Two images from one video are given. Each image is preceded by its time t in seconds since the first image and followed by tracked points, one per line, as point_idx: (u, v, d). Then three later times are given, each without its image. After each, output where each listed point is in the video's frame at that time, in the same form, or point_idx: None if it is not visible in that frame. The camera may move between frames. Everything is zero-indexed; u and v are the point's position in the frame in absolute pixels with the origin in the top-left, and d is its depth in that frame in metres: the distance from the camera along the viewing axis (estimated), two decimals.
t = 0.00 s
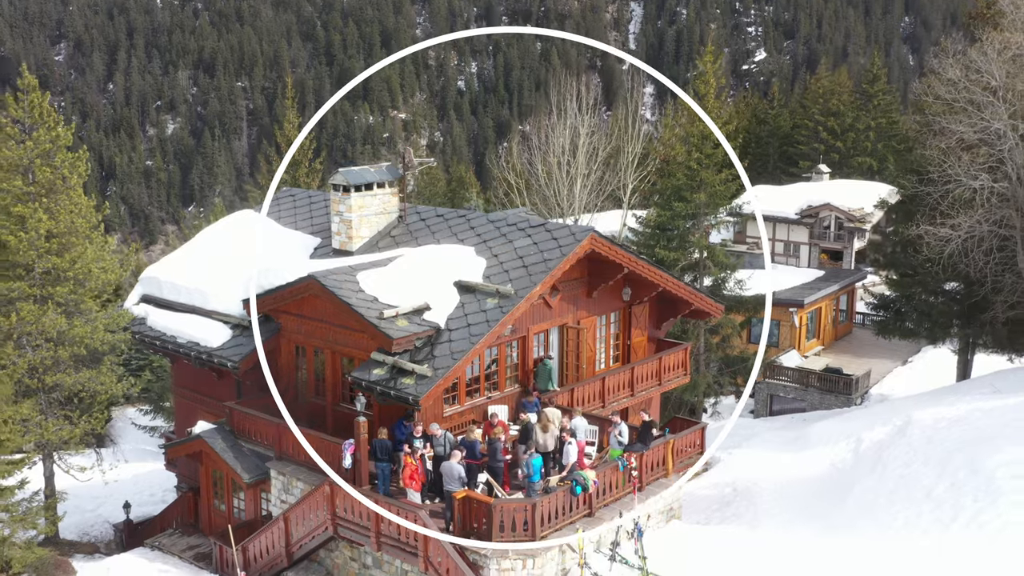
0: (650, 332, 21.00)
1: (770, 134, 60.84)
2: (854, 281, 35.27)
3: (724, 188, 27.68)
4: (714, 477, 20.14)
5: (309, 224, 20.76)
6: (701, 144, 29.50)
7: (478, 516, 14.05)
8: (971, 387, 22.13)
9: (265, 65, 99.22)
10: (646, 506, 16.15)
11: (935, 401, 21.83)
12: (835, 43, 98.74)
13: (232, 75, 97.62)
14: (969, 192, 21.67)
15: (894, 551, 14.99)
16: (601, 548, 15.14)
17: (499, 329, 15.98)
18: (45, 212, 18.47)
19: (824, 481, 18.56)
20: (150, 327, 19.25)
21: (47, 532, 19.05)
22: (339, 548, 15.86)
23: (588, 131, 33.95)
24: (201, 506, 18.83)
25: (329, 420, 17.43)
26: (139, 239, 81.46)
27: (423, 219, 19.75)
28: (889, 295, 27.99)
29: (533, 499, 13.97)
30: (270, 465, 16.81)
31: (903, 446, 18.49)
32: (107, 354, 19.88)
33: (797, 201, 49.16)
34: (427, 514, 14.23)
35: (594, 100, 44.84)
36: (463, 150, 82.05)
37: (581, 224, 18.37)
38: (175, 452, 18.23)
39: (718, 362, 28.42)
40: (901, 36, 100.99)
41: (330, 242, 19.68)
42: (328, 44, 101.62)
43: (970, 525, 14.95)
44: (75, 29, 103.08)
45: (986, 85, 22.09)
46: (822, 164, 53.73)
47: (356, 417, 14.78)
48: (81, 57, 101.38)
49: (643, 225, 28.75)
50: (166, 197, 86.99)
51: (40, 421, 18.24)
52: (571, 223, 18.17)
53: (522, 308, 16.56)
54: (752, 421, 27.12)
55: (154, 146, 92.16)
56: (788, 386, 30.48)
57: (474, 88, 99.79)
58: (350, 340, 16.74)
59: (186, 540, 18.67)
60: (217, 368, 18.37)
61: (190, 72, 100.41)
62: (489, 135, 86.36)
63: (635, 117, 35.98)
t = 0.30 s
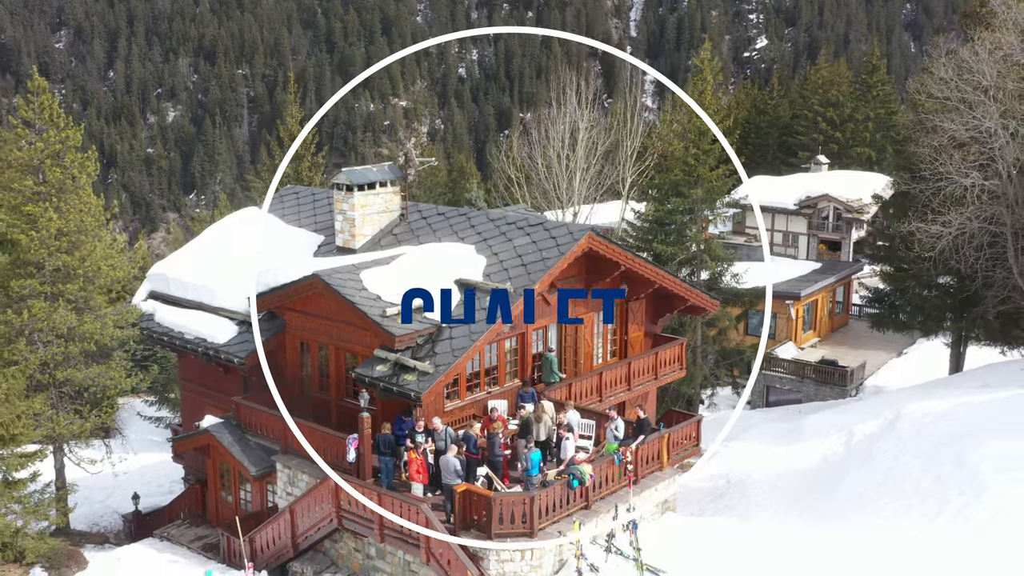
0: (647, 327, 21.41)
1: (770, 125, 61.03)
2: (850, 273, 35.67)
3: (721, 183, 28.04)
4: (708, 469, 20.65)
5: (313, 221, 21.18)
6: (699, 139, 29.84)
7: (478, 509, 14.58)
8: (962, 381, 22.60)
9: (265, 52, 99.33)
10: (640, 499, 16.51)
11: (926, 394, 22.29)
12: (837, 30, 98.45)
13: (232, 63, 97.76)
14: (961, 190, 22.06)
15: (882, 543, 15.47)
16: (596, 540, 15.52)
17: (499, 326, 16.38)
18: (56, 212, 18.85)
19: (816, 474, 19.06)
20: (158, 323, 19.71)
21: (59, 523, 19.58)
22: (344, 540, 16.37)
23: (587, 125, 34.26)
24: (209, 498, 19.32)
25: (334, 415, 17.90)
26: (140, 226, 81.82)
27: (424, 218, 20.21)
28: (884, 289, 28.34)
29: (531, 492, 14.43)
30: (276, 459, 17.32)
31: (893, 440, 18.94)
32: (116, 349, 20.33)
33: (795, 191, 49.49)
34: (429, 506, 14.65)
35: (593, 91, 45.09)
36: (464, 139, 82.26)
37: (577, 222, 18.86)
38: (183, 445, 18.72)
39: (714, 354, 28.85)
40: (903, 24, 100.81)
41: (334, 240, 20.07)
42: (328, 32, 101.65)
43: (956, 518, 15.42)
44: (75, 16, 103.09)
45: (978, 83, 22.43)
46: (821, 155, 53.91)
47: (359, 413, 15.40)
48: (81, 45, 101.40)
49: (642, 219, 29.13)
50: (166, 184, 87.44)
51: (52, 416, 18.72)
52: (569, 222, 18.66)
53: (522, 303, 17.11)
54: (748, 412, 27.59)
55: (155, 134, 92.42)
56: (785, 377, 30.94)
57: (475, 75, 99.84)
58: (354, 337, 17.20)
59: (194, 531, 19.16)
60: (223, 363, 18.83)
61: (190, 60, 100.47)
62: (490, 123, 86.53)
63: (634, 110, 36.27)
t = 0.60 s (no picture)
0: (644, 322, 21.85)
1: (769, 115, 61.25)
2: (847, 265, 36.09)
3: (718, 178, 28.42)
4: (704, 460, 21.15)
5: (317, 219, 21.61)
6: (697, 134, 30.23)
7: (479, 501, 15.16)
8: (952, 374, 23.08)
9: (267, 40, 99.49)
10: (637, 491, 17.05)
11: (918, 387, 22.77)
12: (839, 17, 97.82)
13: (233, 51, 97.90)
14: (952, 187, 22.47)
15: (869, 533, 16.01)
16: (594, 531, 16.03)
17: (499, 324, 16.82)
18: (66, 212, 19.32)
19: (808, 466, 19.57)
20: (166, 319, 20.20)
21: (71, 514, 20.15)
22: (349, 531, 16.90)
23: (587, 118, 34.66)
24: (217, 490, 19.85)
25: (338, 410, 18.39)
26: (142, 214, 82.43)
27: (427, 216, 20.60)
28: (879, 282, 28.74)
29: (530, 485, 15.02)
30: (283, 452, 17.81)
31: (884, 433, 19.43)
32: (126, 345, 20.85)
33: (795, 182, 49.87)
34: (431, 499, 15.21)
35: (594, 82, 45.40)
36: (465, 128, 82.50)
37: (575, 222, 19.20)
38: (192, 438, 19.23)
39: (712, 346, 29.32)
40: (906, 11, 100.53)
41: (338, 238, 20.51)
42: (329, 19, 101.69)
43: (941, 510, 15.93)
44: (76, 4, 103.21)
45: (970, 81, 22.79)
46: (820, 145, 54.20)
47: (363, 409, 15.94)
48: (82, 32, 101.51)
49: (640, 213, 29.56)
50: (168, 172, 87.79)
51: (64, 410, 19.28)
52: (568, 221, 19.04)
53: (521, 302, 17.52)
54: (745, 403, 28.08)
55: (156, 121, 92.74)
56: (781, 368, 31.43)
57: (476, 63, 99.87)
58: (358, 334, 17.66)
59: (203, 522, 19.70)
60: (231, 359, 19.32)
61: (191, 47, 100.58)
62: (490, 112, 86.73)
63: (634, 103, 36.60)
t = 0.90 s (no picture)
0: (642, 317, 22.28)
1: (769, 105, 61.39)
2: (845, 257, 36.45)
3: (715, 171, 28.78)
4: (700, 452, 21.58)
5: (321, 216, 22.03)
6: (695, 131, 30.61)
7: (480, 494, 15.68)
8: (944, 367, 23.52)
9: (267, 27, 99.50)
10: (632, 484, 17.59)
11: (910, 380, 23.22)
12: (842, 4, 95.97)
13: (234, 38, 98.12)
14: (944, 184, 22.91)
15: (858, 524, 16.52)
16: (591, 523, 16.57)
17: (499, 321, 17.27)
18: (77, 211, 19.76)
19: (800, 459, 20.06)
20: (174, 315, 20.67)
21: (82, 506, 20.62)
22: (352, 522, 17.41)
23: (587, 112, 35.00)
24: (224, 481, 20.36)
25: (343, 404, 18.87)
26: (143, 201, 83.20)
27: (428, 212, 20.80)
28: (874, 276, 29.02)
29: (530, 479, 15.56)
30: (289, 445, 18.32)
31: (875, 426, 19.91)
32: (135, 339, 21.30)
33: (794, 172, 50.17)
34: (433, 492, 15.69)
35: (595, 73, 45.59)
36: (465, 116, 82.65)
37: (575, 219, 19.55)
38: (200, 431, 19.73)
39: (710, 338, 29.75)
40: None
41: (341, 234, 20.93)
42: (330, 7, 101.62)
43: (928, 502, 16.41)
44: None
45: (962, 80, 23.18)
46: (819, 135, 54.40)
47: (367, 404, 16.41)
48: (83, 19, 101.72)
49: (639, 206, 29.95)
50: (169, 159, 87.77)
51: (75, 404, 19.78)
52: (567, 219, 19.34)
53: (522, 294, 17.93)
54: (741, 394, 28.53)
55: (157, 109, 93.24)
56: (778, 359, 31.87)
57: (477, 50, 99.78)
58: (361, 330, 18.11)
59: (211, 513, 20.21)
60: (237, 354, 19.79)
61: (191, 34, 100.77)
62: (491, 100, 86.82)
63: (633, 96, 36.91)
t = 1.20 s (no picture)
0: (639, 311, 22.75)
1: (769, 94, 61.63)
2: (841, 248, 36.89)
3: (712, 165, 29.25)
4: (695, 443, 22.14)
5: (325, 212, 22.45)
6: (692, 126, 31.11)
7: (481, 486, 16.24)
8: (935, 360, 24.04)
9: (268, 13, 99.72)
10: (629, 475, 18.10)
11: (901, 372, 23.74)
12: None
13: (235, 24, 98.57)
14: (935, 181, 23.44)
15: (845, 515, 17.11)
16: (588, 514, 17.12)
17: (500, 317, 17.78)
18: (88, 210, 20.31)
19: (792, 451, 20.63)
20: (182, 310, 21.23)
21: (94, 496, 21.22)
22: (358, 513, 17.99)
23: (586, 105, 35.44)
24: (233, 472, 20.97)
25: (348, 398, 19.40)
26: (144, 188, 84.72)
27: (429, 210, 21.18)
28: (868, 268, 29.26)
29: (529, 471, 16.05)
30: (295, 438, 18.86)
31: (866, 419, 20.42)
32: (145, 334, 21.85)
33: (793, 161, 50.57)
34: (435, 485, 16.24)
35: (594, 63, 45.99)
36: (466, 101, 82.91)
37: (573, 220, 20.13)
38: (209, 424, 20.33)
39: (707, 330, 30.28)
40: None
41: (345, 232, 21.39)
42: None
43: (914, 493, 16.96)
44: None
45: (952, 79, 23.65)
46: (818, 125, 54.74)
47: (372, 398, 16.89)
48: (84, 5, 102.63)
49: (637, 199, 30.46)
50: (169, 145, 89.61)
51: (88, 398, 20.37)
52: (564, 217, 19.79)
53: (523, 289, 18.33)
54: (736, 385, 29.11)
55: (158, 95, 94.48)
56: (774, 350, 32.41)
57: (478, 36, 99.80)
58: (365, 326, 18.63)
59: (220, 503, 20.83)
60: (244, 349, 20.30)
61: (192, 20, 101.32)
62: (491, 86, 87.06)
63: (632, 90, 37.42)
